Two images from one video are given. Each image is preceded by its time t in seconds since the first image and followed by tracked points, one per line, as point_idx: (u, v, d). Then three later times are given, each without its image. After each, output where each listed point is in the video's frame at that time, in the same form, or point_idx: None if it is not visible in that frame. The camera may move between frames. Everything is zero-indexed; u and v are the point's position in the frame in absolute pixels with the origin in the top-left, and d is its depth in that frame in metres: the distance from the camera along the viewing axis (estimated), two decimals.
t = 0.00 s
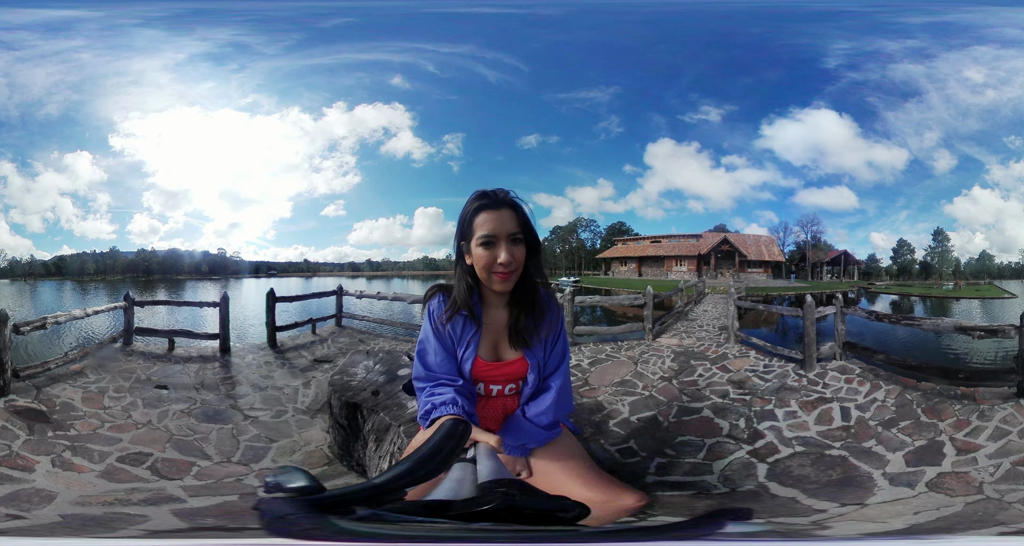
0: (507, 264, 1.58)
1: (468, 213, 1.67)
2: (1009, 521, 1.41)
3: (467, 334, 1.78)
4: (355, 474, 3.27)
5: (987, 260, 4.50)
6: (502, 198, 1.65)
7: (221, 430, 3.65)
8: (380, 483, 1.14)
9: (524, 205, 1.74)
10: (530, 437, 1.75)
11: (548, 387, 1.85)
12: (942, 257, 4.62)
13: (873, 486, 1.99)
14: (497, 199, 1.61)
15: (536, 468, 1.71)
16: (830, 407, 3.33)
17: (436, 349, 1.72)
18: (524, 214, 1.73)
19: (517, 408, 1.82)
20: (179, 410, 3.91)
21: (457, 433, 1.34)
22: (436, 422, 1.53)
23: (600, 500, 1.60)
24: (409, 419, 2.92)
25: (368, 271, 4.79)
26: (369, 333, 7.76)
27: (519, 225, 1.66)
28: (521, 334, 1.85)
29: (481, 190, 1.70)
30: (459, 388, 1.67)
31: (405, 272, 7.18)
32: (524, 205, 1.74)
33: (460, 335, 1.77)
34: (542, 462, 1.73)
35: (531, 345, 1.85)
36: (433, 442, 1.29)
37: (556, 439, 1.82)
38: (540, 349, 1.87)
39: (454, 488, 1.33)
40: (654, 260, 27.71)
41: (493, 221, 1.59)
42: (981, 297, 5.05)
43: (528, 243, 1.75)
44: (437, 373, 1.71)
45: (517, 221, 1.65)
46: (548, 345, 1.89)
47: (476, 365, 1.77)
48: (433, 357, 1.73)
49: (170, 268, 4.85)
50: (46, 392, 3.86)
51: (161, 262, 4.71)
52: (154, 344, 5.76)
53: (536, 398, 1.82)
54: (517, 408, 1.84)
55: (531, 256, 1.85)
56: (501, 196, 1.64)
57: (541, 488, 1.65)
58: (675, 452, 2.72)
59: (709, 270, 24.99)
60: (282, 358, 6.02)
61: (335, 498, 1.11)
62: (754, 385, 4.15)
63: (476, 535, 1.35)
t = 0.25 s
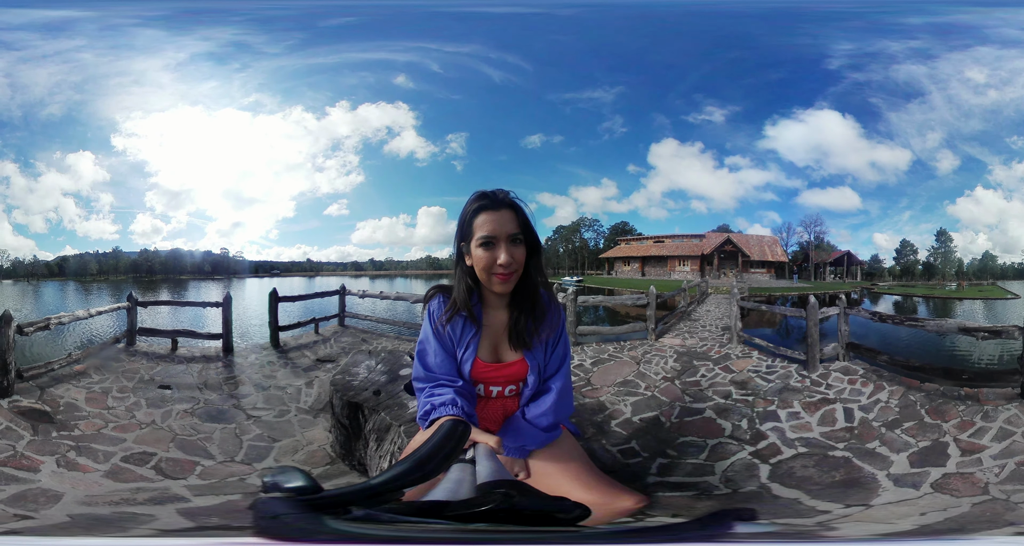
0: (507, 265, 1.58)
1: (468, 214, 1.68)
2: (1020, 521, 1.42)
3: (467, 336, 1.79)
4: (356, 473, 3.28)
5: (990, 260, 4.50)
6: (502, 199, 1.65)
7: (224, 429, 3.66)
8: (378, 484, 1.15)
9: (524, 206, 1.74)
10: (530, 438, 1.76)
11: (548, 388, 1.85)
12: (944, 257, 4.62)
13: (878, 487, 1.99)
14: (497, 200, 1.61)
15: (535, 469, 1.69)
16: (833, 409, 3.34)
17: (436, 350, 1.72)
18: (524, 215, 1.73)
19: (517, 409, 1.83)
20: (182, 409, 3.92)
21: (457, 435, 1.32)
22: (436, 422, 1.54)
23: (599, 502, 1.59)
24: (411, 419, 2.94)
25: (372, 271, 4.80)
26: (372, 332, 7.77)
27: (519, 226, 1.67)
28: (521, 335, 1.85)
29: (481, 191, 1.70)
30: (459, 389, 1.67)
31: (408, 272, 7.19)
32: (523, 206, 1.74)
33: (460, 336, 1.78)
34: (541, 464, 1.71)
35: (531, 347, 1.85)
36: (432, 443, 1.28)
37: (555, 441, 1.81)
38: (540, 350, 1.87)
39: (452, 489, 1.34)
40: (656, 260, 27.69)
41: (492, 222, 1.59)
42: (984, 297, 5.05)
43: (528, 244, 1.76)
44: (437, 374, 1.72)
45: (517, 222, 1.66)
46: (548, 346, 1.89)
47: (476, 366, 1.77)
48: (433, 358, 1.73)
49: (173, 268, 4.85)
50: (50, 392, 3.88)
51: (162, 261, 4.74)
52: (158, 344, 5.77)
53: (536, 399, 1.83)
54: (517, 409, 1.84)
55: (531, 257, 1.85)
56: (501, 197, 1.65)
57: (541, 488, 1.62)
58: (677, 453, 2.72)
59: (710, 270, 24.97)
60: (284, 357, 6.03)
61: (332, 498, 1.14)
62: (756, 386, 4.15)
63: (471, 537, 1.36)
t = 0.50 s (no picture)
0: (508, 267, 1.58)
1: (469, 215, 1.67)
2: None
3: (467, 337, 1.79)
4: (355, 472, 3.27)
5: (992, 261, 4.52)
6: (503, 201, 1.65)
7: (226, 427, 3.66)
8: (375, 484, 1.13)
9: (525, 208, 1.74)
10: (527, 440, 1.76)
11: (548, 390, 1.86)
12: (946, 259, 4.64)
13: (885, 488, 2.00)
14: (499, 201, 1.61)
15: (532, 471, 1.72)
16: (836, 410, 3.34)
17: (436, 350, 1.73)
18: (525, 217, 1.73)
19: (516, 411, 1.83)
20: (185, 408, 3.92)
21: (455, 436, 1.33)
22: (435, 422, 1.53)
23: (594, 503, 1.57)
24: (411, 419, 2.94)
25: (375, 271, 4.80)
26: (373, 332, 7.77)
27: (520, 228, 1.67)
28: (521, 337, 1.85)
29: (484, 192, 1.70)
30: (458, 390, 1.67)
31: (411, 272, 7.19)
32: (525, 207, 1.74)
33: (460, 337, 1.78)
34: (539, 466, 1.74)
35: (531, 349, 1.86)
36: (430, 444, 1.27)
37: (553, 444, 1.82)
38: (540, 352, 1.88)
39: (449, 489, 1.32)
40: (657, 261, 27.68)
41: (493, 224, 1.59)
42: (986, 298, 5.07)
43: (529, 246, 1.76)
44: (436, 374, 1.72)
45: (518, 224, 1.66)
46: (548, 348, 1.90)
47: (475, 367, 1.77)
48: (432, 359, 1.73)
49: (176, 266, 4.85)
50: (53, 391, 3.87)
51: (167, 260, 4.73)
52: (160, 342, 5.77)
53: (535, 401, 1.83)
54: (516, 411, 1.84)
55: (532, 259, 1.86)
56: (503, 199, 1.65)
57: (538, 491, 1.64)
58: (678, 455, 2.73)
59: (711, 270, 24.97)
60: (286, 356, 6.03)
61: (329, 497, 1.13)
62: (758, 388, 4.16)
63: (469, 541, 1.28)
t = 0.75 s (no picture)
0: (515, 267, 1.59)
1: (474, 214, 1.67)
2: None
3: (467, 338, 1.79)
4: (355, 472, 3.28)
5: (993, 260, 4.52)
6: (509, 201, 1.67)
7: (227, 427, 3.66)
8: (375, 483, 1.12)
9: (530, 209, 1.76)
10: (527, 441, 1.77)
11: (548, 391, 1.86)
12: (947, 259, 4.65)
13: (887, 489, 2.00)
14: (506, 202, 1.62)
15: (532, 471, 1.72)
16: (838, 411, 3.35)
17: (436, 351, 1.73)
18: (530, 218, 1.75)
19: (516, 411, 1.83)
20: (186, 407, 3.92)
21: (454, 437, 1.35)
22: (434, 423, 1.53)
23: (592, 503, 1.54)
24: (412, 419, 2.94)
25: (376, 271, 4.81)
26: (375, 331, 7.78)
27: (526, 229, 1.68)
28: (521, 337, 1.86)
29: (487, 192, 1.71)
30: (457, 391, 1.67)
31: (412, 272, 7.20)
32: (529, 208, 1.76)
33: (459, 338, 1.78)
34: (538, 467, 1.74)
35: (531, 350, 1.86)
36: (430, 444, 1.28)
37: (553, 445, 1.83)
38: (540, 353, 1.88)
39: (448, 490, 1.32)
40: (658, 261, 27.68)
41: (501, 224, 1.59)
42: (987, 298, 5.08)
43: (533, 247, 1.77)
44: (436, 375, 1.72)
45: (524, 225, 1.67)
46: (548, 349, 1.90)
47: (475, 368, 1.78)
48: (432, 360, 1.73)
49: (177, 266, 4.86)
50: (55, 391, 3.87)
51: (169, 260, 4.73)
52: (162, 343, 5.77)
53: (535, 402, 1.83)
54: (516, 411, 1.85)
55: (534, 260, 1.87)
56: (509, 199, 1.66)
57: (536, 490, 1.64)
58: (679, 456, 2.73)
59: (712, 270, 24.95)
60: (287, 356, 6.04)
61: (326, 497, 1.09)
62: (759, 389, 4.16)
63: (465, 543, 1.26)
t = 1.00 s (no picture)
0: (529, 269, 1.61)
1: (484, 214, 1.66)
2: None
3: (467, 339, 1.79)
4: (355, 472, 3.28)
5: (995, 261, 4.53)
6: (521, 203, 1.69)
7: (228, 426, 3.66)
8: (374, 485, 1.12)
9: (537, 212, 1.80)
10: (528, 442, 1.77)
11: (549, 393, 1.86)
12: (949, 259, 4.66)
13: (891, 489, 2.01)
14: (519, 204, 1.65)
15: (533, 472, 1.72)
16: (840, 412, 3.35)
17: (436, 353, 1.73)
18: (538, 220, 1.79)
19: (517, 413, 1.83)
20: (187, 407, 3.92)
21: (454, 439, 1.32)
22: (434, 425, 1.52)
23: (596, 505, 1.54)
24: (412, 420, 2.94)
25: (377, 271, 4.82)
26: (376, 332, 7.78)
27: (536, 231, 1.72)
28: (521, 339, 1.87)
29: (498, 193, 1.71)
30: (457, 393, 1.67)
31: (413, 273, 7.20)
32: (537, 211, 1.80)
33: (459, 340, 1.78)
34: (540, 468, 1.74)
35: (531, 351, 1.86)
36: (430, 445, 1.28)
37: (553, 446, 1.83)
38: (541, 354, 1.88)
39: (448, 492, 1.33)
40: (659, 261, 27.67)
41: (516, 224, 1.60)
42: (988, 298, 5.08)
43: (540, 249, 1.81)
44: (435, 377, 1.72)
45: (535, 227, 1.71)
46: (548, 351, 1.90)
47: (475, 370, 1.78)
48: (431, 361, 1.73)
49: (179, 265, 4.87)
50: (57, 391, 3.87)
51: (171, 260, 4.73)
52: (163, 342, 5.77)
53: (536, 404, 1.83)
54: (517, 413, 1.85)
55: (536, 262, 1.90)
56: (521, 201, 1.68)
57: (536, 491, 1.64)
58: (681, 457, 2.73)
59: (713, 270, 24.93)
60: (288, 355, 6.05)
61: (327, 497, 1.08)
62: (761, 390, 4.16)
63: None
